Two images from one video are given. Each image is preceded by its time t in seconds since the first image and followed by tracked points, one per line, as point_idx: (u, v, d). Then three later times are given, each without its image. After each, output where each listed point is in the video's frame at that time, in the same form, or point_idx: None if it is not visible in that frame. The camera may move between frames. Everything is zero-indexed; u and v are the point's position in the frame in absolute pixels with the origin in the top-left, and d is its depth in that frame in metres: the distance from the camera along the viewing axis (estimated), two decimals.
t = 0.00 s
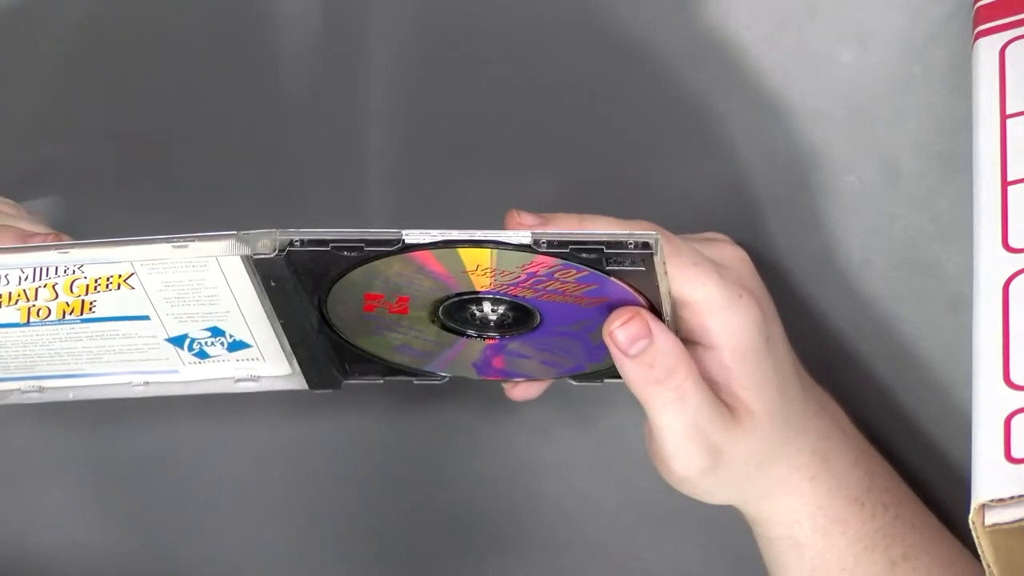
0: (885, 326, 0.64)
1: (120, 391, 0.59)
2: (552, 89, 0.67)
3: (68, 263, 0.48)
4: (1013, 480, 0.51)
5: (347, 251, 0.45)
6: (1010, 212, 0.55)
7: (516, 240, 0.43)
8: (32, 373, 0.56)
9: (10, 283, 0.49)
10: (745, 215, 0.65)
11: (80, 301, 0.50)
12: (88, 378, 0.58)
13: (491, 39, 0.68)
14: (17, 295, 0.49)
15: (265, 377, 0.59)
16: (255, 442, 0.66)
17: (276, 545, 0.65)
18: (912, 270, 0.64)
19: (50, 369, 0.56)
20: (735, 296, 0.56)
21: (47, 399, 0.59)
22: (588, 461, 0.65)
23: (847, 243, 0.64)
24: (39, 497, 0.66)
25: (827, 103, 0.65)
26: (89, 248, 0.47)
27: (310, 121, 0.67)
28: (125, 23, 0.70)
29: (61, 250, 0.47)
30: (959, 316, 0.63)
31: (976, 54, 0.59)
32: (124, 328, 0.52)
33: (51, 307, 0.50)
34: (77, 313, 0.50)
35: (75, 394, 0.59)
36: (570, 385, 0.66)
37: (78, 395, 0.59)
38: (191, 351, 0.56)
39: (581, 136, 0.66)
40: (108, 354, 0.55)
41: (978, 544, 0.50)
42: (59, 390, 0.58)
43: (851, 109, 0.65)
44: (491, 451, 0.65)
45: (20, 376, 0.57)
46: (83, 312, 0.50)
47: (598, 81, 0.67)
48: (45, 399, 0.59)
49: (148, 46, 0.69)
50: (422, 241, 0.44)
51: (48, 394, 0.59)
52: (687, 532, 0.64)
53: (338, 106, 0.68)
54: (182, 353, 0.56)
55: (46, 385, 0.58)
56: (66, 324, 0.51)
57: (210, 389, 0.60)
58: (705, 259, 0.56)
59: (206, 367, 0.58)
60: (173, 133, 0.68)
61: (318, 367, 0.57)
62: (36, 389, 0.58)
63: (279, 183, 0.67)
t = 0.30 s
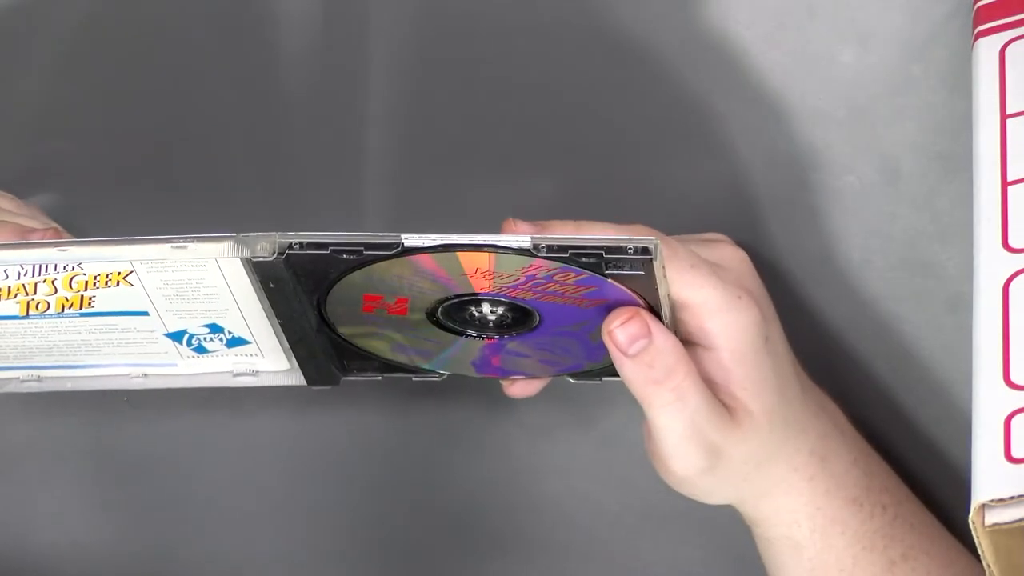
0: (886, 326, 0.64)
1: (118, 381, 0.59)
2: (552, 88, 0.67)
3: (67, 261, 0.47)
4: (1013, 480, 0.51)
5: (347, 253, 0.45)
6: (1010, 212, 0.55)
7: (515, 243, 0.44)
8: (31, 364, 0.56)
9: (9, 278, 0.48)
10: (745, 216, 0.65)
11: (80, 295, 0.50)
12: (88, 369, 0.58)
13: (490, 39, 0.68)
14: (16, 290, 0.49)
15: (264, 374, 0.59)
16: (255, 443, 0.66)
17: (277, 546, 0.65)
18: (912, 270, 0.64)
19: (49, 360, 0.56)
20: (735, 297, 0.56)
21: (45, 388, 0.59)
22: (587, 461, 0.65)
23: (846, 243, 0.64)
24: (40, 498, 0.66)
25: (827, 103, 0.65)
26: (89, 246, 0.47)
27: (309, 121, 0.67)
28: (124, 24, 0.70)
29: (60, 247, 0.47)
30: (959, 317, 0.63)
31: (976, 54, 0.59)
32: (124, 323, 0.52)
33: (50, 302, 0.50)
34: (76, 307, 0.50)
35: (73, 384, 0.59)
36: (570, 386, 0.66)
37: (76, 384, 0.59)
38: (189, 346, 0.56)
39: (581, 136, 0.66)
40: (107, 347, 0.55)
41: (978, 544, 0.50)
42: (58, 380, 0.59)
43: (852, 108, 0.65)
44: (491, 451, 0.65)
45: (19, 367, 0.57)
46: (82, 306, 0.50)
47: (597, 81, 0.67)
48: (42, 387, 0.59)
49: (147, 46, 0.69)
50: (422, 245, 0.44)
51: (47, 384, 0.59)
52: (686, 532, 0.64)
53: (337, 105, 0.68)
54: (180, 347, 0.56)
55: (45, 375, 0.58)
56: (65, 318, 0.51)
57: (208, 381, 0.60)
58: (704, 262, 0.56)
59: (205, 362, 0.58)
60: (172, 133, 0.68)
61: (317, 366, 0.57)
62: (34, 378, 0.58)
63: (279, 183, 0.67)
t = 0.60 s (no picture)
0: (885, 327, 0.63)
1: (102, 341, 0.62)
2: (550, 88, 0.66)
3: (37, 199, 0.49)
4: (1012, 480, 0.51)
5: (306, 205, 0.48)
6: (1010, 212, 0.55)
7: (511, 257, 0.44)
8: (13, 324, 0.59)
9: None
10: (745, 217, 0.65)
11: (48, 250, 0.50)
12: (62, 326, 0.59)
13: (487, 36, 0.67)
14: None
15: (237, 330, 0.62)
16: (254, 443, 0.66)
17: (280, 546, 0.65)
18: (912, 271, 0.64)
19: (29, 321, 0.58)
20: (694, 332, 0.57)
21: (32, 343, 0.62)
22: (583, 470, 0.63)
23: (846, 243, 0.64)
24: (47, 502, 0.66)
25: (827, 103, 0.65)
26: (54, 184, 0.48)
27: (307, 121, 0.67)
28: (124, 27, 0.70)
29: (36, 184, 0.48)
30: (960, 318, 0.63)
31: (976, 54, 0.59)
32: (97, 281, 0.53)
33: (20, 259, 0.50)
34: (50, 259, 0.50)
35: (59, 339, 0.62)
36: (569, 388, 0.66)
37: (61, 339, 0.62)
38: (159, 306, 0.57)
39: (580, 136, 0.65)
40: (84, 309, 0.56)
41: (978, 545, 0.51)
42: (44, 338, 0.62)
43: (852, 109, 0.65)
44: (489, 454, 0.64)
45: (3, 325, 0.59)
46: (55, 259, 0.51)
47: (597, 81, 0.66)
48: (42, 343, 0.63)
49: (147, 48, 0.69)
50: (373, 225, 0.49)
51: (32, 339, 0.62)
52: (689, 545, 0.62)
53: (337, 106, 0.67)
54: (151, 308, 0.57)
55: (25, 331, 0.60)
56: (38, 279, 0.52)
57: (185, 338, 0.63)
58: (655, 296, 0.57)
59: (175, 321, 0.59)
60: (172, 136, 0.68)
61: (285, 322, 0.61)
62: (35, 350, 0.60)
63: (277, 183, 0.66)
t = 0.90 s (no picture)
0: (883, 324, 0.65)
1: (88, 484, 0.57)
2: (547, 90, 0.65)
3: (198, 351, 0.53)
4: (1010, 480, 0.52)
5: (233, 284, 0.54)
6: (1010, 213, 0.55)
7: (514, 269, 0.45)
8: (83, 365, 0.53)
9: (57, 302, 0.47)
10: (746, 217, 0.65)
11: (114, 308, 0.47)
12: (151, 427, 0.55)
13: (477, 38, 0.65)
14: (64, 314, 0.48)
15: (268, 483, 0.59)
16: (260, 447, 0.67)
17: (301, 540, 0.68)
18: (912, 270, 0.65)
19: (103, 362, 0.53)
20: (516, 434, 0.62)
21: (38, 459, 0.56)
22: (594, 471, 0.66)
23: (847, 244, 0.65)
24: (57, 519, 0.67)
25: (827, 102, 0.64)
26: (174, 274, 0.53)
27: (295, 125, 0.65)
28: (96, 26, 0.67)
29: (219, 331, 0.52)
30: (958, 314, 0.65)
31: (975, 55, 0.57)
32: (162, 443, 0.56)
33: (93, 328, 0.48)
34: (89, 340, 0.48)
35: (76, 428, 0.55)
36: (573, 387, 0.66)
37: (79, 432, 0.55)
38: (159, 466, 0.57)
39: (578, 141, 0.66)
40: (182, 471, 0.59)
41: (978, 544, 0.51)
42: (43, 403, 0.54)
43: (853, 109, 0.64)
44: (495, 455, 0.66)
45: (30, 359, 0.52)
46: (194, 401, 0.54)
47: (595, 84, 0.65)
48: None
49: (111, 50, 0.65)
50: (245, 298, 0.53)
51: (36, 415, 0.54)
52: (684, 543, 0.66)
53: (328, 105, 0.65)
54: (149, 469, 0.57)
55: (80, 371, 0.53)
56: (148, 439, 0.56)
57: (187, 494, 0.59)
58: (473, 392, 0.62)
59: (172, 485, 0.58)
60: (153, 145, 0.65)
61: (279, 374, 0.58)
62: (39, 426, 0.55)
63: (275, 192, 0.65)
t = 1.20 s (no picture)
0: (884, 323, 0.65)
1: (102, 477, 0.53)
2: (548, 90, 0.66)
3: (206, 373, 0.45)
4: (1010, 480, 0.52)
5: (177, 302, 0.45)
6: (1010, 213, 0.55)
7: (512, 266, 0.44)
8: (93, 390, 0.46)
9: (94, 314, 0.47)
10: (746, 218, 0.65)
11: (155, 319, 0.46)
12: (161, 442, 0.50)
13: (477, 37, 0.66)
14: (98, 325, 0.47)
15: (278, 465, 0.54)
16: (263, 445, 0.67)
17: (303, 539, 0.68)
18: (912, 269, 0.65)
19: (111, 387, 0.46)
20: (538, 417, 0.55)
21: (47, 462, 0.51)
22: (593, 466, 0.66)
23: (847, 244, 0.65)
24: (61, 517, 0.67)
25: (826, 102, 0.64)
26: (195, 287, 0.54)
27: (297, 124, 0.66)
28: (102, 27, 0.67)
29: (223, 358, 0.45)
30: (958, 315, 0.64)
31: (975, 54, 0.58)
32: (170, 443, 0.50)
33: (128, 341, 0.48)
34: (110, 351, 0.49)
35: (87, 437, 0.49)
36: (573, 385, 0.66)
37: (89, 440, 0.49)
38: (167, 459, 0.52)
39: (577, 141, 0.66)
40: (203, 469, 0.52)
41: (978, 544, 0.51)
42: (53, 421, 0.48)
43: (852, 110, 0.64)
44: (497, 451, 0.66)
45: (30, 389, 0.45)
46: (203, 414, 0.48)
47: (595, 85, 0.66)
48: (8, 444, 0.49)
49: (112, 50, 0.65)
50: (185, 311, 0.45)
51: (43, 429, 0.48)
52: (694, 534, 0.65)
53: (329, 106, 0.65)
54: (158, 462, 0.52)
55: (89, 395, 0.46)
56: (157, 442, 0.50)
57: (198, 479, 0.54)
58: (485, 379, 0.55)
59: (181, 476, 0.53)
60: (155, 145, 0.66)
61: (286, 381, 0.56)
62: (54, 453, 0.50)
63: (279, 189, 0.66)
